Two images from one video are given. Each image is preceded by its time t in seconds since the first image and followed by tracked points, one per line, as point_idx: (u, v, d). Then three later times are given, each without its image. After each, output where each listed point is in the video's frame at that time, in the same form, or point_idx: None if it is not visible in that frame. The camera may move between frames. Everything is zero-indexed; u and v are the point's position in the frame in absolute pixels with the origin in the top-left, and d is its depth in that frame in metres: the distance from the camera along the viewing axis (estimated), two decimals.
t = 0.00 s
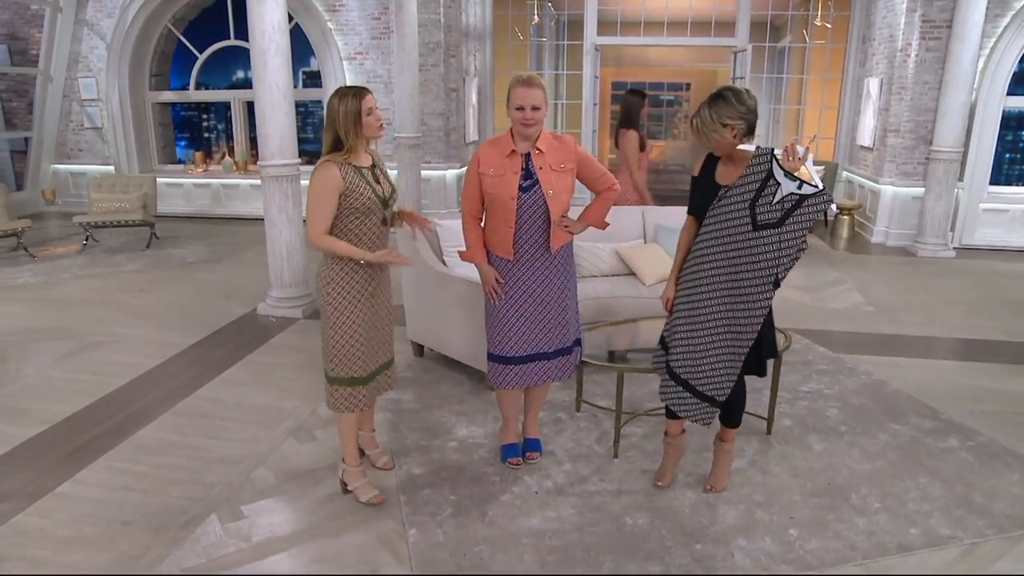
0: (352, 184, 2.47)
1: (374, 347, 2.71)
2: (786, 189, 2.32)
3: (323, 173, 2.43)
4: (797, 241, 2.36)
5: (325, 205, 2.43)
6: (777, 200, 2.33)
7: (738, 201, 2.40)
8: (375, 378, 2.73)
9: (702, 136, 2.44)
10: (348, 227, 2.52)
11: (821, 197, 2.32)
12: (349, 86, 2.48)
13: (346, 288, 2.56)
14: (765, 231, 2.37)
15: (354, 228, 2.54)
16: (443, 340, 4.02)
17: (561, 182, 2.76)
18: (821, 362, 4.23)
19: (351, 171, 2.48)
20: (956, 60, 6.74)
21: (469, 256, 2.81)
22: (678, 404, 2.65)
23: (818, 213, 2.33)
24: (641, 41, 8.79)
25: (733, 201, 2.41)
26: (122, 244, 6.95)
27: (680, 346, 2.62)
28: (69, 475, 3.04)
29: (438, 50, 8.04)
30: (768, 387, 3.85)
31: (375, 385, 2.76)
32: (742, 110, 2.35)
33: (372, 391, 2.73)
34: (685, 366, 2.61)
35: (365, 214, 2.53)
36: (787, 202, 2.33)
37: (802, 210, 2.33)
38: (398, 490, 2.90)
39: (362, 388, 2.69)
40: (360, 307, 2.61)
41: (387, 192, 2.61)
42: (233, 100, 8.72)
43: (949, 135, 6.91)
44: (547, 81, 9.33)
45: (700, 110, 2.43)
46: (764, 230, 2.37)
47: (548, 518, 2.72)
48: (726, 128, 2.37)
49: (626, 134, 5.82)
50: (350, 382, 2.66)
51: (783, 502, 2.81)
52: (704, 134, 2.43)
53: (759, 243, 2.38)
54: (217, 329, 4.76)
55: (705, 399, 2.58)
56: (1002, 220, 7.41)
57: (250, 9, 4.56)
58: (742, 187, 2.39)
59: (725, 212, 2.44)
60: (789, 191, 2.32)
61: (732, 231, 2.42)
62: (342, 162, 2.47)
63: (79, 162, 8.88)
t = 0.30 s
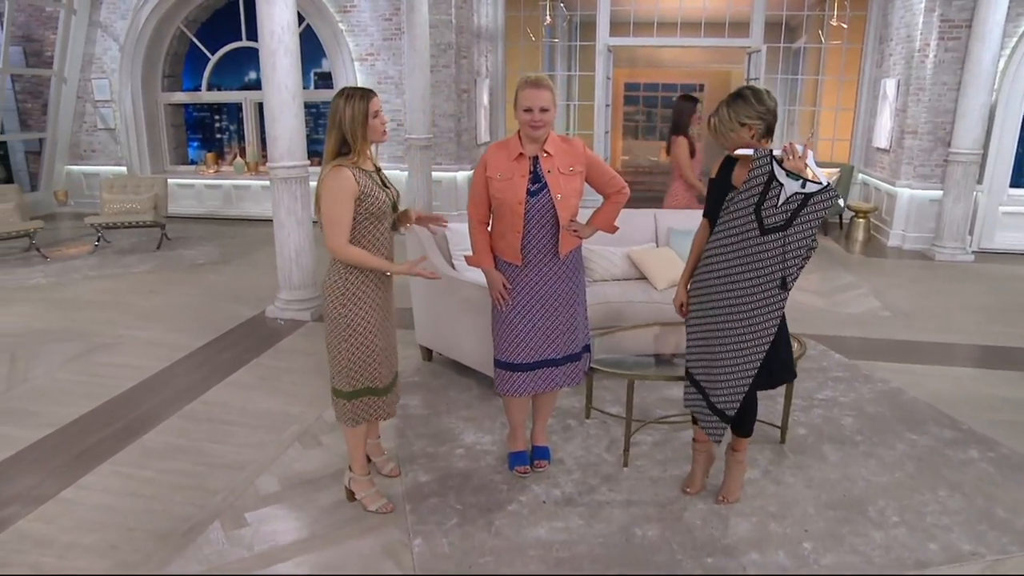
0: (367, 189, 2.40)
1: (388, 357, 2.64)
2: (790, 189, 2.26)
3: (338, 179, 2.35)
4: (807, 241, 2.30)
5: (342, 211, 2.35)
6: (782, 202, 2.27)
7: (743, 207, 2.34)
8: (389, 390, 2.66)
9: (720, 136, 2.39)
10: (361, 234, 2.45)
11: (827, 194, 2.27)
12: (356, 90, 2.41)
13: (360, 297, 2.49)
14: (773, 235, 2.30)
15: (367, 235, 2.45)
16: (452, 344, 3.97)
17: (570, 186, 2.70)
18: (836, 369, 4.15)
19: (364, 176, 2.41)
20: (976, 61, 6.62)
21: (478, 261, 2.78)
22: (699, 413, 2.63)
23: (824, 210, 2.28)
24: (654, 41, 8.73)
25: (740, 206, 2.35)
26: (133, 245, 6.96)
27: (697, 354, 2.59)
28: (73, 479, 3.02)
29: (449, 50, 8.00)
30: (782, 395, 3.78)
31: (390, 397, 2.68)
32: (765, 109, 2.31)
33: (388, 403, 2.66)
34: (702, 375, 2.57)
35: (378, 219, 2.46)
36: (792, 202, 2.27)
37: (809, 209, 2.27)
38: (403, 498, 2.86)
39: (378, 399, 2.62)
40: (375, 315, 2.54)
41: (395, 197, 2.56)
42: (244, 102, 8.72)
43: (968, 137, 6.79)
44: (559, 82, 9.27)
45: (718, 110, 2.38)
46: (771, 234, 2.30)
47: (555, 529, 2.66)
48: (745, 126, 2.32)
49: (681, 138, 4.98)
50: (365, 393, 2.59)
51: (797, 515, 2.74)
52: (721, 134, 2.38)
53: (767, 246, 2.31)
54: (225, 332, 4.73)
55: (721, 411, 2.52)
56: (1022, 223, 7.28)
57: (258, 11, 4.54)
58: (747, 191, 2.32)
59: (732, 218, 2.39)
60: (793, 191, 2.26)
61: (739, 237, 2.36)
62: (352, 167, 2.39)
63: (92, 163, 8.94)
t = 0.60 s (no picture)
0: (372, 195, 2.37)
1: (392, 368, 2.60)
2: (799, 196, 2.20)
3: (344, 185, 2.31)
4: (818, 248, 2.23)
5: (348, 217, 2.31)
6: (791, 208, 2.21)
7: (752, 214, 2.29)
8: (394, 403, 2.62)
9: (736, 131, 2.34)
10: (366, 240, 2.41)
11: (838, 201, 2.19)
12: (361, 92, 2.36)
13: (367, 305, 2.45)
14: (783, 242, 2.24)
15: (372, 242, 2.42)
16: (462, 348, 3.94)
17: (581, 190, 2.65)
18: (853, 375, 4.07)
19: (369, 180, 2.37)
20: (997, 61, 6.49)
21: (486, 266, 2.72)
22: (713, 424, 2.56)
23: (835, 218, 2.20)
24: (667, 41, 8.65)
25: (749, 213, 2.30)
26: (145, 246, 6.98)
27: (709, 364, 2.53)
28: (79, 481, 3.01)
29: (461, 51, 7.98)
30: (797, 402, 3.71)
31: (394, 411, 2.63)
32: (785, 108, 2.25)
33: (392, 417, 2.61)
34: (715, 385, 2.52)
35: (384, 225, 2.43)
36: (802, 210, 2.20)
37: (819, 216, 2.20)
38: (410, 505, 2.82)
39: (382, 413, 2.57)
40: (380, 324, 2.50)
41: (400, 202, 2.52)
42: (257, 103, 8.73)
43: (989, 138, 6.66)
44: (572, 82, 9.22)
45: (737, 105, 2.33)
46: (780, 241, 2.25)
47: (564, 539, 2.61)
48: (762, 122, 2.26)
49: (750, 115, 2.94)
50: (367, 407, 2.54)
51: (813, 526, 2.68)
52: (738, 128, 2.33)
53: (776, 254, 2.26)
54: (234, 333, 4.72)
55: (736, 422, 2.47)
56: None
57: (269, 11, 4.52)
58: (755, 197, 2.27)
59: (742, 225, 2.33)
60: (803, 199, 2.19)
61: (749, 244, 2.31)
62: (357, 172, 2.35)
63: (107, 163, 9.00)
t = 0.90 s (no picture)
0: (375, 198, 2.33)
1: (396, 378, 2.55)
2: (815, 203, 2.14)
3: (346, 188, 2.27)
4: (836, 258, 2.17)
5: (350, 222, 2.28)
6: (806, 216, 2.16)
7: (769, 221, 2.25)
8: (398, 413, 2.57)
9: (759, 131, 2.23)
10: (369, 244, 2.37)
11: (855, 207, 2.12)
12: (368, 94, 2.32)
13: (369, 312, 2.41)
14: (800, 250, 2.19)
15: (377, 247, 2.38)
16: (476, 351, 3.90)
17: (596, 193, 2.60)
18: (874, 382, 3.98)
19: (373, 184, 2.33)
20: None
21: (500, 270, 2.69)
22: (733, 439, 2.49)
23: (853, 224, 2.13)
24: (686, 41, 8.56)
25: (765, 221, 2.26)
26: (162, 245, 7.02)
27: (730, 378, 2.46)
28: (92, 482, 3.01)
29: (478, 51, 7.96)
30: (816, 409, 3.63)
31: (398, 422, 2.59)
32: (808, 108, 2.17)
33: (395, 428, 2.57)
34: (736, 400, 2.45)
35: (388, 231, 2.39)
36: (818, 217, 2.15)
37: (837, 222, 2.14)
38: (421, 511, 2.78)
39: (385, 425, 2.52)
40: (383, 333, 2.45)
41: (407, 207, 2.48)
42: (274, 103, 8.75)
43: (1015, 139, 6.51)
44: (589, 82, 9.16)
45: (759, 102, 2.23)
46: (796, 249, 2.19)
47: (577, 547, 2.56)
48: (785, 123, 2.18)
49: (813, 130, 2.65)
50: (370, 420, 2.50)
51: (832, 538, 2.61)
52: (759, 128, 2.23)
53: (792, 262, 2.20)
54: (248, 334, 4.72)
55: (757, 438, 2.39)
56: None
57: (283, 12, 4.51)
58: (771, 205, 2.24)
59: (758, 234, 2.29)
60: (818, 205, 2.14)
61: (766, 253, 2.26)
62: (361, 175, 2.32)
63: (126, 163, 9.08)
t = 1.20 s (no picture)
0: (367, 203, 2.26)
1: (392, 392, 2.46)
2: (830, 207, 2.07)
3: (335, 191, 2.23)
4: (856, 259, 2.10)
5: (336, 225, 2.23)
6: (822, 221, 2.10)
7: (781, 230, 2.17)
8: (391, 427, 2.48)
9: (778, 128, 2.13)
10: (361, 249, 2.31)
11: (872, 206, 2.07)
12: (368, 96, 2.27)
13: (359, 320, 2.35)
14: (817, 257, 2.11)
15: (368, 253, 2.32)
16: (486, 354, 3.83)
17: (608, 195, 2.53)
18: (895, 390, 3.86)
19: (365, 187, 2.27)
20: None
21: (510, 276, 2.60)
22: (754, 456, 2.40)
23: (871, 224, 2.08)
24: (704, 40, 8.44)
25: (776, 230, 2.18)
26: (176, 245, 7.02)
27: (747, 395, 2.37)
28: (97, 483, 2.98)
29: (494, 50, 7.90)
30: (836, 417, 3.52)
31: (393, 436, 2.50)
32: (829, 109, 2.09)
33: (387, 442, 2.48)
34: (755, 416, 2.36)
35: (380, 236, 2.32)
36: (834, 221, 2.08)
37: (854, 224, 2.08)
38: (427, 518, 2.72)
39: (374, 437, 2.45)
40: (374, 344, 2.37)
41: (412, 213, 2.39)
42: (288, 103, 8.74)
43: None
44: (605, 82, 9.07)
45: (780, 100, 2.13)
46: (813, 256, 2.12)
47: (586, 558, 2.49)
48: (806, 123, 2.09)
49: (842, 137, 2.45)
50: (354, 429, 2.44)
51: (852, 552, 2.51)
52: (777, 127, 2.14)
53: (810, 270, 2.13)
54: (258, 335, 4.69)
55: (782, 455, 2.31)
56: None
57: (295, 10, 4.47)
58: (782, 213, 2.15)
59: (769, 244, 2.20)
60: (834, 208, 2.07)
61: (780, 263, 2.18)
62: (356, 178, 2.26)
63: (142, 162, 9.11)
